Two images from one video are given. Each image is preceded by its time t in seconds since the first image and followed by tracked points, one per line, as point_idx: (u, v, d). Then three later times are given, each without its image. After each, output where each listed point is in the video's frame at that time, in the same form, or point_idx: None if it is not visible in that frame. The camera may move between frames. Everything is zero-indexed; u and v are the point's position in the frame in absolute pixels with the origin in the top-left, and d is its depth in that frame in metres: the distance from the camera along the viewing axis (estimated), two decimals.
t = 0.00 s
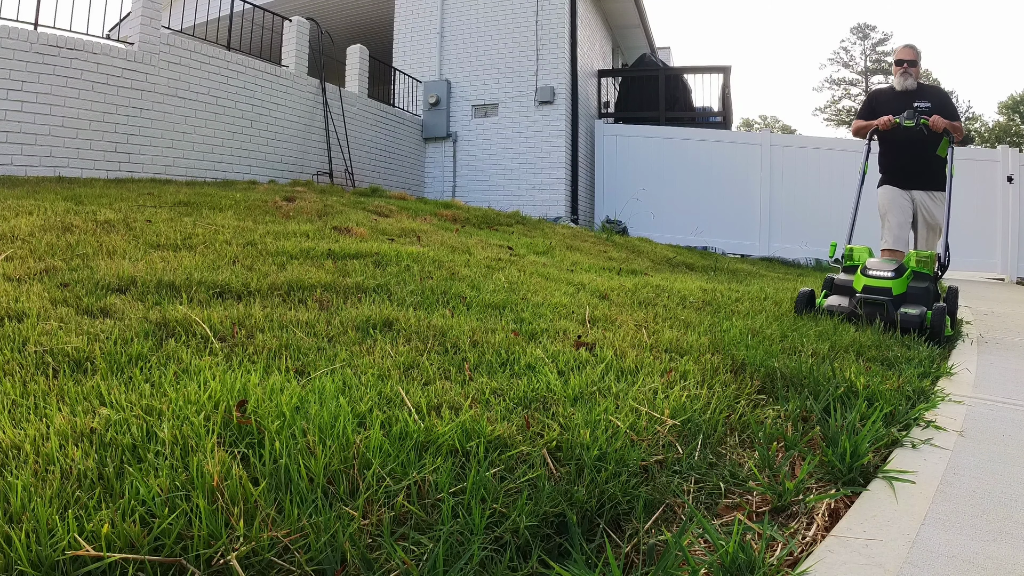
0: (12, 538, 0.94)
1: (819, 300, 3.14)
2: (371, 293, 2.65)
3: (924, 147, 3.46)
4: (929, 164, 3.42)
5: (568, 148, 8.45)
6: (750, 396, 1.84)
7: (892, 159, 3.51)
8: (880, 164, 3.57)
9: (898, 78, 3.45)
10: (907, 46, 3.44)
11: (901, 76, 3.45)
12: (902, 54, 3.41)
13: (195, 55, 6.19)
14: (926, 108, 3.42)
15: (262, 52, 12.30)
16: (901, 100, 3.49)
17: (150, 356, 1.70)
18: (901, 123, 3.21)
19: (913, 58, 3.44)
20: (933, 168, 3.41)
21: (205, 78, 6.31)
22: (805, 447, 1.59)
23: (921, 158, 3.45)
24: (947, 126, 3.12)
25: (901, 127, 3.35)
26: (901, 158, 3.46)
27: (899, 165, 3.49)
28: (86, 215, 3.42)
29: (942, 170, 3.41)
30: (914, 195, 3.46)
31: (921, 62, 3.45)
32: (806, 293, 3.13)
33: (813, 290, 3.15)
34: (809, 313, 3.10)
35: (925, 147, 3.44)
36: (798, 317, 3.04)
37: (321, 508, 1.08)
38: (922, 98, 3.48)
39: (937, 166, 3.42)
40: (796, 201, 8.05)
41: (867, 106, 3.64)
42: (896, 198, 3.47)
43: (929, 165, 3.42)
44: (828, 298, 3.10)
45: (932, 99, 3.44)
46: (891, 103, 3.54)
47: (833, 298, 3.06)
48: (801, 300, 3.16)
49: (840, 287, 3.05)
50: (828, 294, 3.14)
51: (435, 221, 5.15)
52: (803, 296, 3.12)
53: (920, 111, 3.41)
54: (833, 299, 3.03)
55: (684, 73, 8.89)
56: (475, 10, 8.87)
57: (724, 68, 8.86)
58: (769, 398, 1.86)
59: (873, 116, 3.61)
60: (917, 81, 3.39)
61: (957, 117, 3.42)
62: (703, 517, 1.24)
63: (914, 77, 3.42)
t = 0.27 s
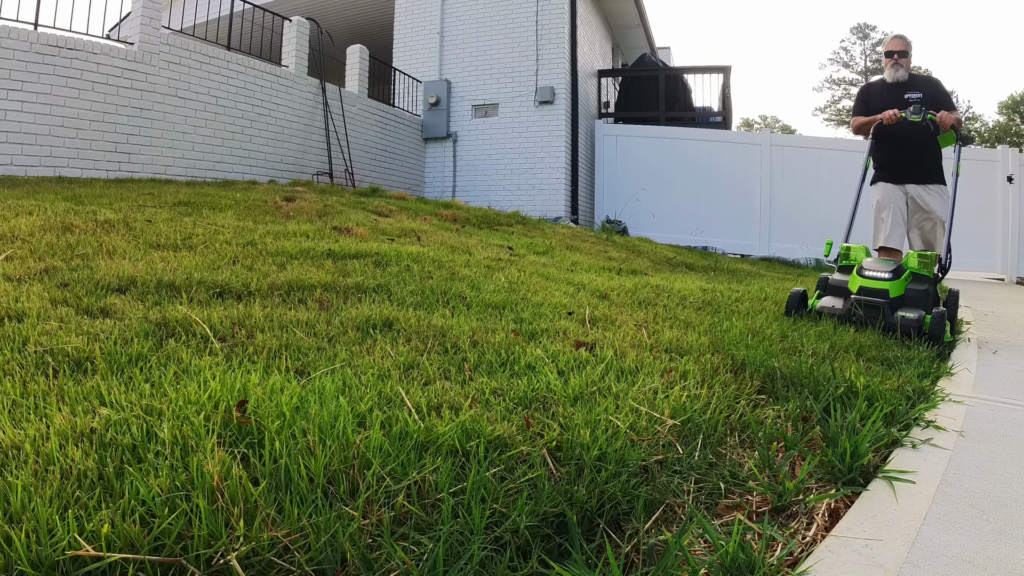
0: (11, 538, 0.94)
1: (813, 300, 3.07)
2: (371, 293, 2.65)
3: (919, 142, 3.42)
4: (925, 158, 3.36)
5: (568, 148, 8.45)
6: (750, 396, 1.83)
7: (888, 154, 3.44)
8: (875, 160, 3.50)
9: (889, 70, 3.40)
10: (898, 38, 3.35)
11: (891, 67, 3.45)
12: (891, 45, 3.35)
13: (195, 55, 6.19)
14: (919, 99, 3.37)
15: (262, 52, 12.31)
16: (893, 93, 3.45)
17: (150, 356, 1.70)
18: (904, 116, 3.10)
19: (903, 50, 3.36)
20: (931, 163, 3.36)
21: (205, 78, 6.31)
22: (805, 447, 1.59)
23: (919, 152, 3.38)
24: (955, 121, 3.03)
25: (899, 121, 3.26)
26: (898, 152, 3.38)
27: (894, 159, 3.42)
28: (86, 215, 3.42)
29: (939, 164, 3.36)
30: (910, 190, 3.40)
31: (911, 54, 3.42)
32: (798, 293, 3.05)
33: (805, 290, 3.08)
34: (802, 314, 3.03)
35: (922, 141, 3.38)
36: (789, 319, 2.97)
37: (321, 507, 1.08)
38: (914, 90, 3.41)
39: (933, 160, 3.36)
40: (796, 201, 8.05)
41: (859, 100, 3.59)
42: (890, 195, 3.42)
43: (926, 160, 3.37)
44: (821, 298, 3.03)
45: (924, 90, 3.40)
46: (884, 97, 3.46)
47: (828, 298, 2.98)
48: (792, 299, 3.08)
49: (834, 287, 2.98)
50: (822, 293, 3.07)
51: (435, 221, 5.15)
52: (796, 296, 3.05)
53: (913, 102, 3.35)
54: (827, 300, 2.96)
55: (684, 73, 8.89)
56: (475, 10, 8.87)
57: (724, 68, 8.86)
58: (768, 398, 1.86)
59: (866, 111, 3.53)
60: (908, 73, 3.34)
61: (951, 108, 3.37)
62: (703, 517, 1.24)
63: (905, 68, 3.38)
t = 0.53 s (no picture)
0: (12, 538, 0.94)
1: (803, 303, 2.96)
2: (371, 293, 2.65)
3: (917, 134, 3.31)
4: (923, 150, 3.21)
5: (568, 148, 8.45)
6: (750, 396, 1.83)
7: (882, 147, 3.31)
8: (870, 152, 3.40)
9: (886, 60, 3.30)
10: (897, 29, 3.23)
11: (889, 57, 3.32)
12: (887, 35, 3.26)
13: (195, 55, 6.19)
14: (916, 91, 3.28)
15: (262, 52, 12.31)
16: (889, 84, 3.36)
17: (150, 356, 1.70)
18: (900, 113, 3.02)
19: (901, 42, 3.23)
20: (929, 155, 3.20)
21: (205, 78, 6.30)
22: (805, 447, 1.59)
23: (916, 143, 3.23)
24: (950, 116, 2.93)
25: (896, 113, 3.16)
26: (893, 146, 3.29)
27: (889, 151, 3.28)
28: (86, 215, 3.42)
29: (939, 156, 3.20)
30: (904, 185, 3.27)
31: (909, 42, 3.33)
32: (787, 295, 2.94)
33: (795, 293, 2.97)
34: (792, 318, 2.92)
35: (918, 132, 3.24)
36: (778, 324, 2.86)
37: (321, 508, 1.08)
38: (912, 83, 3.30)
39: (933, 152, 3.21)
40: (796, 201, 8.05)
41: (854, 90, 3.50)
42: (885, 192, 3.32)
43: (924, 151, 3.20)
44: (812, 301, 2.92)
45: (920, 81, 3.30)
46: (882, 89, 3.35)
47: (819, 301, 2.87)
48: (781, 302, 2.98)
49: (825, 289, 2.86)
50: (813, 296, 2.96)
51: (435, 221, 5.15)
52: (784, 299, 2.94)
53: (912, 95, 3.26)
54: (818, 303, 2.85)
55: (684, 73, 8.89)
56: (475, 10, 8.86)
57: (724, 68, 8.86)
58: (768, 398, 1.86)
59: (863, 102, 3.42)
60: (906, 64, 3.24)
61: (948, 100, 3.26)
62: (703, 517, 1.24)
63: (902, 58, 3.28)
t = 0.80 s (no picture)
0: (12, 538, 0.94)
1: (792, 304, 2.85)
2: (371, 293, 2.65)
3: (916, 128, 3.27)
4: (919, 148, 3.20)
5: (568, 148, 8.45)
6: (750, 396, 1.83)
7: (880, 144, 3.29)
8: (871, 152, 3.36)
9: (888, 53, 3.24)
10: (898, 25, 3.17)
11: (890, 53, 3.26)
12: (891, 28, 3.20)
13: (195, 55, 6.19)
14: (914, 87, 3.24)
15: (262, 52, 12.30)
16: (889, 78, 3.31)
17: (150, 356, 1.70)
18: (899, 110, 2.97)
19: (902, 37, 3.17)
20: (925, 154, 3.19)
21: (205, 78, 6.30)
22: (805, 447, 1.59)
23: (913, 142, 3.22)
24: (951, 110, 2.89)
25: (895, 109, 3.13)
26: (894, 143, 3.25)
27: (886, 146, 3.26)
28: (86, 215, 3.42)
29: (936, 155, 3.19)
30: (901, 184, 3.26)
31: (914, 36, 3.27)
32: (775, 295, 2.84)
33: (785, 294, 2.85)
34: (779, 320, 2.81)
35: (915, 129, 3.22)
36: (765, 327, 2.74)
37: (321, 508, 1.08)
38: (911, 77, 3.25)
39: (930, 150, 3.20)
40: (796, 201, 8.05)
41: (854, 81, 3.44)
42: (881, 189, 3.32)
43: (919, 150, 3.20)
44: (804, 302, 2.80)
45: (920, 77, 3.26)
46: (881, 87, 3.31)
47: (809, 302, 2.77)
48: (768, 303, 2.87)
49: (815, 289, 2.76)
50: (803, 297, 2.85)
51: (435, 221, 5.15)
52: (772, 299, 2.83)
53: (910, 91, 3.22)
54: (808, 304, 2.75)
55: (684, 73, 8.89)
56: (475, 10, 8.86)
57: (724, 68, 8.86)
58: (768, 398, 1.86)
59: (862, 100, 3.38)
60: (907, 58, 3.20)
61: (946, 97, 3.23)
62: (703, 517, 1.24)
63: (906, 52, 3.23)
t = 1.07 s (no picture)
0: (11, 538, 0.94)
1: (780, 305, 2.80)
2: (371, 293, 2.65)
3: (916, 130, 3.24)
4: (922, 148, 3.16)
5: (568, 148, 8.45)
6: (750, 396, 1.83)
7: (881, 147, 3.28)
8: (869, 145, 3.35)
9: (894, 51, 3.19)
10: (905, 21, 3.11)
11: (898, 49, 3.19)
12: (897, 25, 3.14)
13: (195, 55, 6.19)
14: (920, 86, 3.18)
15: (263, 52, 12.30)
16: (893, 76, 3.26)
17: (150, 356, 1.70)
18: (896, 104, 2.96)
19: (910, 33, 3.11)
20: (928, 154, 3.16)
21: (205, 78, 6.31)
22: (805, 447, 1.59)
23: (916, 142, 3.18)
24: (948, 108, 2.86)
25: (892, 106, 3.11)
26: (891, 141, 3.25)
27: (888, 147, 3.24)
28: (86, 215, 3.42)
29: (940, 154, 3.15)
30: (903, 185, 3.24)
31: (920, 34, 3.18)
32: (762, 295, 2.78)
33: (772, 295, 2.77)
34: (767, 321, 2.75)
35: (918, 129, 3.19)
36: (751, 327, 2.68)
37: (321, 508, 1.08)
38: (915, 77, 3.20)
39: (931, 151, 3.18)
40: (796, 201, 8.06)
41: (855, 78, 3.43)
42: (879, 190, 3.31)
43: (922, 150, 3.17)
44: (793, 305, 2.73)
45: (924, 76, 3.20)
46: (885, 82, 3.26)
47: (798, 303, 2.71)
48: (755, 303, 2.81)
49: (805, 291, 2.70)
50: (791, 297, 2.80)
51: (435, 221, 5.15)
52: (760, 300, 2.77)
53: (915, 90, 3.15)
54: (796, 305, 2.69)
55: (684, 73, 8.89)
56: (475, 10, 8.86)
57: (724, 68, 8.86)
58: (768, 398, 1.86)
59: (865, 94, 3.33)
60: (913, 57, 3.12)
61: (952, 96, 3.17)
62: (703, 517, 1.24)
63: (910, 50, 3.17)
